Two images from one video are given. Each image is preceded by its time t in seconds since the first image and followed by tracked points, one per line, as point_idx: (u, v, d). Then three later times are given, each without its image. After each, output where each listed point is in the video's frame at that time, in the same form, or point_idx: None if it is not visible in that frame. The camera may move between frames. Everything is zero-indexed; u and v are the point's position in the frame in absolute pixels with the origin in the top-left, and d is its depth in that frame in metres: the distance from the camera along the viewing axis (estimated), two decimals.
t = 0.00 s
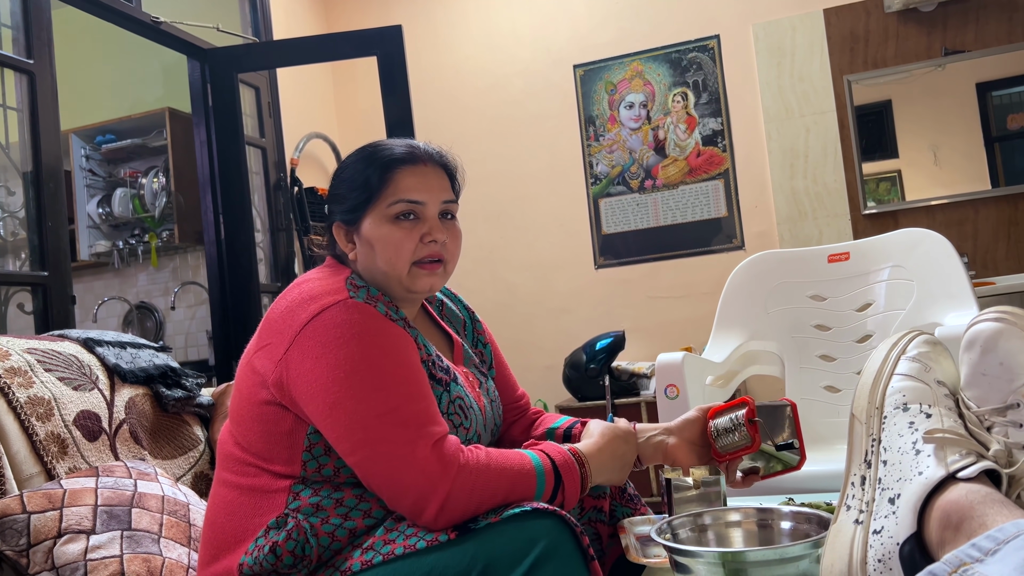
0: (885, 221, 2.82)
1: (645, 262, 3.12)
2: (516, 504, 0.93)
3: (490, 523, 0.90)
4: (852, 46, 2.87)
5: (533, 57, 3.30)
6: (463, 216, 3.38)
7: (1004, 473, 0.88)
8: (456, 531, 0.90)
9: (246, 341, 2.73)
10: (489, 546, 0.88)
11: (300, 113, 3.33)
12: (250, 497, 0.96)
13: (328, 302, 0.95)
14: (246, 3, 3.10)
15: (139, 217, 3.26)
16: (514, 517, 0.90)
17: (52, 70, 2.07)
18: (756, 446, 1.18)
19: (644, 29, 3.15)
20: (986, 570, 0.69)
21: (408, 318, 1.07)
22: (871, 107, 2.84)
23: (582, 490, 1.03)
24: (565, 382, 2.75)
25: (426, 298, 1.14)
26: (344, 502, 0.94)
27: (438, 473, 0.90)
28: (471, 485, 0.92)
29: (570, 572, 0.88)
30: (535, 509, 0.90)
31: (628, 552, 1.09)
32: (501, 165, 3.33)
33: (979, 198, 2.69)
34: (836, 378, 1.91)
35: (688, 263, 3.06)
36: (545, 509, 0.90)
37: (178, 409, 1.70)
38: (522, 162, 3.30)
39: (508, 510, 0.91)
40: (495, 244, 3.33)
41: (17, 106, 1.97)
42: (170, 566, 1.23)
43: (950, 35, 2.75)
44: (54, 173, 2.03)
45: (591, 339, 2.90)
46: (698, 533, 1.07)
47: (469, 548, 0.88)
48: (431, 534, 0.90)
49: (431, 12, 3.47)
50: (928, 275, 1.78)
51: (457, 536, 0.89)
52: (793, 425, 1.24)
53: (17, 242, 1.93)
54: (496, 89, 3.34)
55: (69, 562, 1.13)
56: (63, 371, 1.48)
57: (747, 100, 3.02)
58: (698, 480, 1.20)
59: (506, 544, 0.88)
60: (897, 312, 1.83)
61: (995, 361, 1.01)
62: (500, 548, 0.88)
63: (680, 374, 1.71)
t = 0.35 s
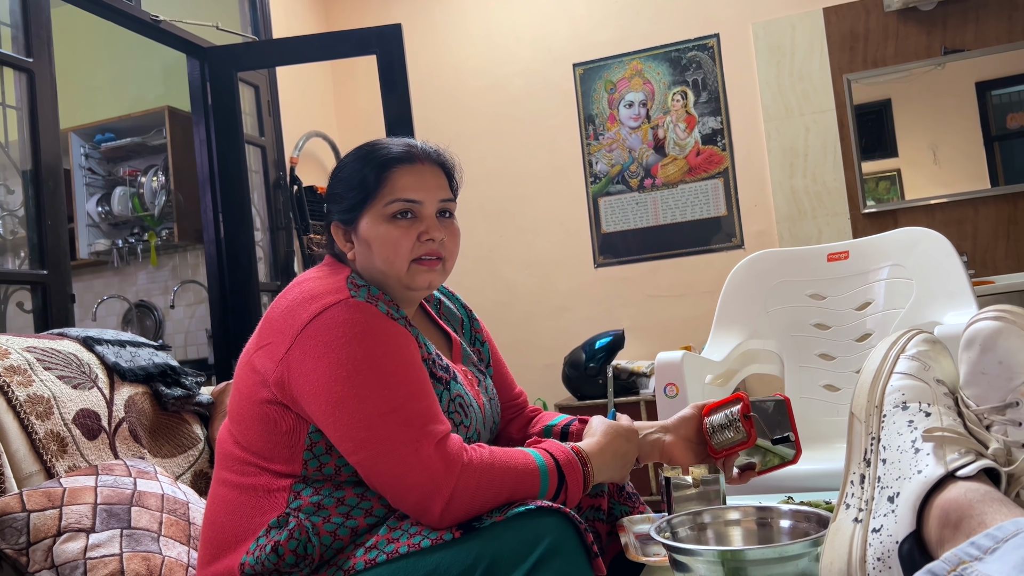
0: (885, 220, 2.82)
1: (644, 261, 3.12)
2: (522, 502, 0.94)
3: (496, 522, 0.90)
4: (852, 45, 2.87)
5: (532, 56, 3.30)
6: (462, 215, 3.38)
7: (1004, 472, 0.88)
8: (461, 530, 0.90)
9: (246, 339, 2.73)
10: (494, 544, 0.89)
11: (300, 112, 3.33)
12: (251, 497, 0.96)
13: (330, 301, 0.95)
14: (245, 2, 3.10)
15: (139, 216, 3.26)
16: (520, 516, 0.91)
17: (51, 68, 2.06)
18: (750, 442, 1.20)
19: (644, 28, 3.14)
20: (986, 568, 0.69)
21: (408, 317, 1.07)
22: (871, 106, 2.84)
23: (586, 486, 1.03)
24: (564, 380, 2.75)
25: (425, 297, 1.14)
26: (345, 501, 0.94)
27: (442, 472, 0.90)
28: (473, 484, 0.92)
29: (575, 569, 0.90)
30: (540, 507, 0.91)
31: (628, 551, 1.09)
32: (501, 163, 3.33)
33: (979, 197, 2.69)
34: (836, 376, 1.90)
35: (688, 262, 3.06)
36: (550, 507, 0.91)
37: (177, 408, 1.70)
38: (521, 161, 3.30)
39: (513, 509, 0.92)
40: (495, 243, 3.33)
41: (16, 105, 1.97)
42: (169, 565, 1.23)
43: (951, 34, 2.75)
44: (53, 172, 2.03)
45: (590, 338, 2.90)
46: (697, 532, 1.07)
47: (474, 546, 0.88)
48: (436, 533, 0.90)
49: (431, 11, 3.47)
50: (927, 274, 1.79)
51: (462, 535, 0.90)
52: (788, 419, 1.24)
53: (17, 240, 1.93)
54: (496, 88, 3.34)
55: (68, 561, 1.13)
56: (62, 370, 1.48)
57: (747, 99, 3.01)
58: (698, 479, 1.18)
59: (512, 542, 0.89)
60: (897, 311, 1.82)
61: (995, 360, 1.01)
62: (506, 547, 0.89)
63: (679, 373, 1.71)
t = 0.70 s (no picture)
0: (884, 220, 2.82)
1: (644, 261, 3.12)
2: (523, 501, 0.94)
3: (497, 520, 0.91)
4: (852, 45, 2.87)
5: (532, 55, 3.29)
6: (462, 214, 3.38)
7: (1002, 470, 0.89)
8: (462, 528, 0.91)
9: (245, 338, 2.73)
10: (495, 543, 0.89)
11: (299, 111, 3.33)
12: (251, 496, 0.96)
13: (332, 300, 0.95)
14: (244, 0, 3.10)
15: (138, 214, 3.26)
16: (521, 514, 0.91)
17: (50, 67, 2.06)
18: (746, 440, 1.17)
19: (643, 27, 3.15)
20: (983, 567, 0.69)
21: (409, 316, 1.07)
22: (870, 105, 2.85)
23: (587, 483, 1.04)
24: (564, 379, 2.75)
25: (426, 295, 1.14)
26: (347, 500, 0.94)
27: (443, 471, 0.90)
28: (475, 484, 0.92)
29: (575, 568, 0.89)
30: (541, 505, 0.92)
31: (627, 550, 1.10)
32: (500, 163, 3.33)
33: (978, 196, 2.69)
34: (835, 376, 1.90)
35: (687, 261, 3.06)
36: (551, 505, 0.92)
37: (177, 407, 1.71)
38: (521, 161, 3.30)
39: (514, 507, 0.92)
40: (494, 242, 3.33)
41: (15, 103, 1.97)
42: (168, 564, 1.23)
43: (949, 33, 2.75)
44: (52, 170, 2.02)
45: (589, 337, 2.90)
46: (695, 530, 1.07)
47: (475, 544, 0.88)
48: (437, 532, 0.91)
49: (430, 10, 3.47)
50: (925, 273, 1.79)
51: (463, 534, 0.90)
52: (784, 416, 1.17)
53: (15, 239, 1.93)
54: (495, 87, 3.34)
55: (67, 559, 1.13)
56: (62, 368, 1.48)
57: (746, 98, 3.01)
58: (697, 478, 1.20)
59: (512, 540, 0.89)
60: (896, 310, 1.83)
61: (993, 359, 1.01)
62: (507, 545, 0.89)
63: (678, 372, 1.71)
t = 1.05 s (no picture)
0: (883, 220, 2.82)
1: (642, 260, 3.12)
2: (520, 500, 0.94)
3: (493, 519, 0.91)
4: (850, 45, 2.87)
5: (531, 54, 3.29)
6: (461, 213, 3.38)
7: (999, 470, 0.89)
8: (459, 526, 0.90)
9: (244, 336, 2.73)
10: (492, 540, 0.89)
11: (297, 110, 3.33)
12: (250, 493, 0.96)
13: (332, 298, 0.95)
14: None
15: (137, 213, 3.25)
16: (518, 512, 0.91)
17: (48, 65, 2.06)
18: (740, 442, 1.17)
19: (642, 27, 3.15)
20: (981, 566, 0.69)
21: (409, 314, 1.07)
22: (868, 106, 2.85)
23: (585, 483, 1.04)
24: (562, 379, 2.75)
25: (426, 294, 1.14)
26: (345, 497, 0.95)
27: (441, 469, 0.90)
28: (472, 481, 0.92)
29: (573, 567, 0.90)
30: (539, 504, 0.92)
31: (625, 549, 1.09)
32: (499, 162, 3.33)
33: (976, 196, 2.69)
34: (833, 375, 1.90)
35: (686, 261, 3.06)
36: (549, 504, 0.92)
37: (175, 405, 1.70)
38: (520, 160, 3.30)
39: (511, 506, 0.92)
40: (493, 241, 3.33)
41: (14, 101, 1.97)
42: (166, 562, 1.23)
43: (948, 34, 2.76)
44: (51, 168, 2.02)
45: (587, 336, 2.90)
46: (694, 529, 1.07)
47: (471, 543, 0.88)
48: (434, 530, 0.91)
49: (429, 8, 3.47)
50: (923, 272, 1.79)
51: (459, 532, 0.90)
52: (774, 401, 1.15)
53: (14, 237, 1.93)
54: (494, 86, 3.34)
55: (65, 557, 1.13)
56: (60, 366, 1.48)
57: (745, 98, 3.02)
58: (695, 477, 1.20)
59: (509, 540, 0.89)
60: (894, 310, 1.83)
61: (991, 359, 1.01)
62: (504, 544, 0.89)
63: (676, 371, 1.71)
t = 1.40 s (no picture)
0: (881, 221, 2.83)
1: (641, 260, 3.12)
2: (517, 502, 0.93)
3: (488, 521, 0.90)
4: (850, 46, 2.87)
5: (530, 54, 3.29)
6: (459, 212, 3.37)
7: (999, 472, 0.88)
8: (454, 529, 0.90)
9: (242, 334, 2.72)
10: (489, 543, 0.89)
11: (296, 108, 3.32)
12: (243, 493, 0.95)
13: (330, 297, 0.94)
14: None
15: (134, 211, 3.23)
16: (513, 516, 0.91)
17: (46, 62, 2.05)
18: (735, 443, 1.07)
19: (641, 27, 3.14)
20: (981, 569, 0.69)
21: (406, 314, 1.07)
22: (867, 107, 2.85)
23: (585, 478, 1.03)
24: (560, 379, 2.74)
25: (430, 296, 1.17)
26: (337, 497, 0.94)
27: (434, 472, 0.89)
28: (467, 484, 0.91)
29: (569, 567, 0.89)
30: (534, 507, 0.91)
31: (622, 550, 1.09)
32: (498, 162, 3.33)
33: (974, 198, 2.69)
34: (832, 377, 1.90)
35: (684, 261, 3.06)
36: (543, 507, 0.91)
37: (172, 404, 1.70)
38: (518, 160, 3.30)
39: (506, 509, 0.92)
40: (492, 241, 3.32)
41: (12, 98, 1.96)
42: (162, 561, 1.22)
43: (947, 35, 2.76)
44: (49, 166, 2.02)
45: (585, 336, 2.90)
46: (692, 530, 1.07)
47: (468, 545, 0.88)
48: (428, 533, 0.90)
49: (428, 7, 3.46)
50: (923, 274, 1.79)
51: (454, 535, 0.90)
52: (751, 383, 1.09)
53: (11, 235, 1.93)
54: (493, 86, 3.34)
55: (61, 556, 1.12)
56: (56, 365, 1.47)
57: (744, 99, 3.02)
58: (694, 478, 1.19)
59: (504, 542, 0.89)
60: (893, 311, 1.83)
61: (991, 361, 1.01)
62: (499, 545, 0.89)
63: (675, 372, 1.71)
